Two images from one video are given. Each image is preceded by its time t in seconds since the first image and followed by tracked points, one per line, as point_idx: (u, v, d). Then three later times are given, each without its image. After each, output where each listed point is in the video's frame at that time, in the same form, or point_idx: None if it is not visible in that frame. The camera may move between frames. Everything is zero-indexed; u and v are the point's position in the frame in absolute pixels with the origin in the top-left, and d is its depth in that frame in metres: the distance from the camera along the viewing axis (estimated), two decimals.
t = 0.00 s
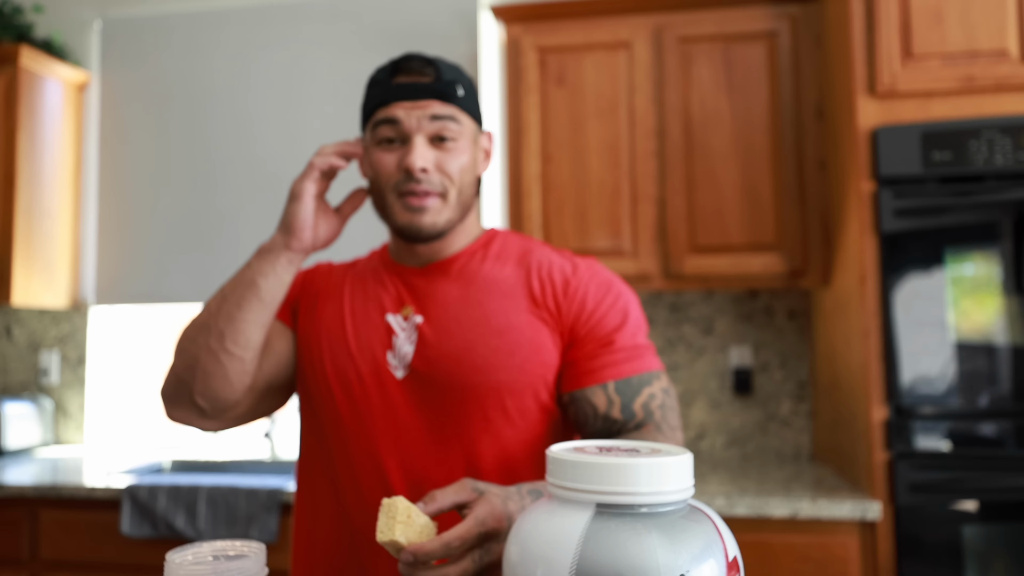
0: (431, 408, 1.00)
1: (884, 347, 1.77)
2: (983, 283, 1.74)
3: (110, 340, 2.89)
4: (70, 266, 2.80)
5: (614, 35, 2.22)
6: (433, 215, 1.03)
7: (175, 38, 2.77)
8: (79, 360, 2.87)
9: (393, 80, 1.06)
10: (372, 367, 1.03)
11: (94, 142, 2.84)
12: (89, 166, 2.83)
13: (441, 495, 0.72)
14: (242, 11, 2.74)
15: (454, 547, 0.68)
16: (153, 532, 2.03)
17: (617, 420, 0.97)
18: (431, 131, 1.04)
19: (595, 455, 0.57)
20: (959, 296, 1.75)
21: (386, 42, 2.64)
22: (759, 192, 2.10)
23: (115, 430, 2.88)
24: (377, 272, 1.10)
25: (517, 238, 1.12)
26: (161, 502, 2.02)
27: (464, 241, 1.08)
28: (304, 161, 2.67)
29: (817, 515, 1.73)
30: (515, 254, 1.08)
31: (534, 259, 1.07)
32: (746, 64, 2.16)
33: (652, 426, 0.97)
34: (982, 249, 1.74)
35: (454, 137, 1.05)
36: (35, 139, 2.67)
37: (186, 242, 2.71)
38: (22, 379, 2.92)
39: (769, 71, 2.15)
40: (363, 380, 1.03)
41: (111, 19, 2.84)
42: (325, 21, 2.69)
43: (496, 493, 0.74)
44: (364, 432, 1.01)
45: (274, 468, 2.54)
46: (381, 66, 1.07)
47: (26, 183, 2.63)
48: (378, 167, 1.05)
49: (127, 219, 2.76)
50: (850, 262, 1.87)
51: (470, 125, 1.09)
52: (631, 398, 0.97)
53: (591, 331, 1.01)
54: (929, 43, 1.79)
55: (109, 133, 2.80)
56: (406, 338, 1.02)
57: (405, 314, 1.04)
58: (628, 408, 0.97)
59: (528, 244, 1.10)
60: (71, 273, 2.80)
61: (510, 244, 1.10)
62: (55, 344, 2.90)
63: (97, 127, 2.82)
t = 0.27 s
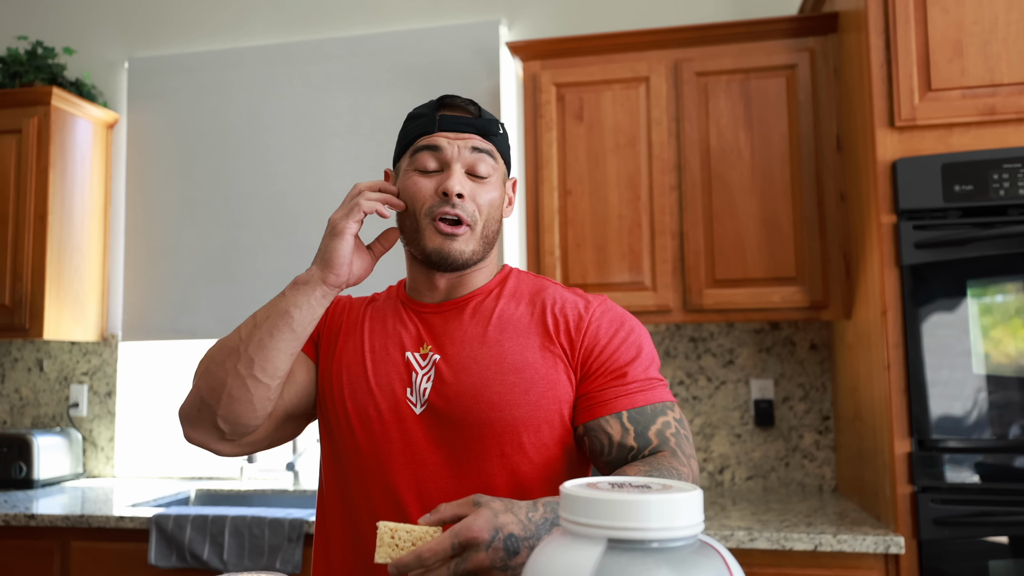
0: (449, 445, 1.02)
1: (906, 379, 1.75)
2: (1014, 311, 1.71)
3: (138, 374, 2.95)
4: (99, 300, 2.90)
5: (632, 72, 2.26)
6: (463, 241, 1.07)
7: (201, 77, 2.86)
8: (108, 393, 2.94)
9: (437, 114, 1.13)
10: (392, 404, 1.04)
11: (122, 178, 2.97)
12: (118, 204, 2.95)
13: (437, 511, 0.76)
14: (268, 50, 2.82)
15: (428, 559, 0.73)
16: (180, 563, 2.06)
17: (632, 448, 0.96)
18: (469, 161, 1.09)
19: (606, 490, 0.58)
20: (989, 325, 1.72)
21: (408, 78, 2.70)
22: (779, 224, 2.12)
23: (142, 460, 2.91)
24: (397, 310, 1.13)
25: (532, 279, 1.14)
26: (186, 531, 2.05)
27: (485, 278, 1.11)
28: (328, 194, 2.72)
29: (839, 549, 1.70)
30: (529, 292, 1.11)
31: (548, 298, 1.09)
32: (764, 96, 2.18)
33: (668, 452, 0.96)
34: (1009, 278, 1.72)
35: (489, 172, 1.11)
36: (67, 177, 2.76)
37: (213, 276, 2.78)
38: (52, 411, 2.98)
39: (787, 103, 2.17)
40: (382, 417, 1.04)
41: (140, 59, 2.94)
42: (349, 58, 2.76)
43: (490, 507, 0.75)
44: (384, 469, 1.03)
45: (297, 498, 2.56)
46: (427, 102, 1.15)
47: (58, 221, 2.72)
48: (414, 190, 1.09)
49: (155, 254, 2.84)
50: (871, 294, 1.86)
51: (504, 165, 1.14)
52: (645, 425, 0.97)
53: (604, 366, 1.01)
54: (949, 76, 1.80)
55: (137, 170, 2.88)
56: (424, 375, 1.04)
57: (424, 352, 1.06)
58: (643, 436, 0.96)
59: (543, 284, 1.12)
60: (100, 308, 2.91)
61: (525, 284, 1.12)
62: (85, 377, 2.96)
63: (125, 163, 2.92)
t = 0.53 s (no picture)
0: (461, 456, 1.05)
1: (919, 389, 1.75)
2: None
3: (162, 384, 3.02)
4: (123, 312, 2.98)
5: (646, 83, 2.29)
6: (477, 255, 1.10)
7: (223, 93, 2.92)
8: (133, 403, 3.00)
9: (456, 128, 1.15)
10: (405, 415, 1.07)
11: (145, 192, 3.06)
12: (141, 219, 3.04)
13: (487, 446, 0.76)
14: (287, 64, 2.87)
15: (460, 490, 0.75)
16: (203, 569, 2.10)
17: (632, 459, 0.98)
18: (486, 177, 1.12)
19: (606, 497, 0.60)
20: (1017, 333, 1.72)
21: (425, 92, 2.75)
22: (794, 233, 2.13)
23: (166, 468, 2.97)
24: (412, 321, 1.16)
25: (545, 291, 1.17)
26: (209, 538, 2.09)
27: (499, 291, 1.14)
28: (346, 206, 2.77)
29: (853, 558, 1.70)
30: (541, 306, 1.14)
31: (560, 311, 1.12)
32: (778, 106, 2.19)
33: (668, 465, 0.98)
34: None
35: (506, 187, 1.13)
36: (93, 193, 2.84)
37: (233, 287, 2.84)
38: (79, 421, 3.05)
39: (801, 113, 2.18)
40: (396, 428, 1.07)
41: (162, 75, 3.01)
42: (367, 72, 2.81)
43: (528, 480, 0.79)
44: (398, 477, 1.06)
45: (317, 506, 2.60)
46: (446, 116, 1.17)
47: (84, 236, 2.80)
48: (432, 205, 1.12)
49: (178, 267, 2.90)
50: (885, 303, 1.87)
51: (520, 181, 1.17)
52: (647, 438, 0.99)
53: (611, 380, 1.04)
54: (963, 84, 1.79)
55: (160, 185, 2.95)
56: (438, 387, 1.07)
57: (438, 364, 1.09)
58: (644, 448, 0.98)
59: (555, 298, 1.15)
60: (124, 319, 2.98)
61: (538, 297, 1.15)
62: (110, 388, 3.03)
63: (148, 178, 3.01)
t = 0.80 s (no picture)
0: (476, 464, 1.07)
1: (940, 392, 1.74)
2: None
3: (190, 387, 3.09)
4: (153, 316, 3.04)
5: (665, 89, 2.30)
6: (487, 279, 1.12)
7: (249, 102, 2.99)
8: (162, 406, 3.07)
9: (464, 149, 1.15)
10: (422, 422, 1.10)
11: (173, 199, 3.12)
12: (171, 228, 3.09)
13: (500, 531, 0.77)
14: (311, 74, 2.93)
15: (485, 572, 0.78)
16: (230, 568, 2.14)
17: (646, 474, 1.02)
18: (495, 202, 1.13)
19: (612, 498, 0.62)
20: None
21: (446, 100, 2.79)
22: (813, 239, 2.14)
23: (195, 469, 3.04)
24: (428, 330, 1.19)
25: (557, 300, 1.20)
26: (235, 537, 2.14)
27: (513, 301, 1.16)
28: (369, 213, 2.82)
29: (871, 562, 1.71)
30: (555, 314, 1.17)
31: (573, 321, 1.14)
32: (797, 112, 2.20)
33: (680, 480, 1.01)
34: None
35: (514, 210, 1.14)
36: (123, 201, 2.92)
37: (259, 292, 2.90)
38: (110, 423, 3.13)
39: (820, 118, 2.18)
40: (413, 435, 1.10)
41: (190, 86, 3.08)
42: (389, 81, 2.86)
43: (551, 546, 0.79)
44: (415, 483, 1.09)
45: (341, 508, 2.65)
46: (453, 135, 1.16)
47: (115, 243, 2.87)
48: (442, 230, 1.13)
49: (205, 273, 2.97)
50: (905, 308, 1.86)
51: (529, 198, 1.18)
52: (660, 453, 1.03)
53: (623, 393, 1.07)
54: (983, 88, 1.79)
55: (189, 193, 3.03)
56: (453, 396, 1.10)
57: (453, 373, 1.12)
58: (657, 464, 1.02)
59: (568, 306, 1.18)
60: (153, 324, 3.05)
61: (551, 306, 1.18)
62: (140, 391, 3.10)
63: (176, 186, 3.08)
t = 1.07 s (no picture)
0: (503, 451, 1.11)
1: (968, 385, 1.75)
2: None
3: (228, 378, 3.18)
4: (191, 309, 3.14)
5: (693, 83, 2.31)
6: (512, 271, 1.15)
7: (283, 100, 3.06)
8: (201, 397, 3.17)
9: (487, 147, 1.18)
10: (451, 411, 1.15)
11: (210, 195, 3.22)
12: (207, 222, 3.20)
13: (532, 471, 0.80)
14: (344, 71, 2.99)
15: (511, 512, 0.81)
16: (268, 553, 2.22)
17: (669, 457, 1.05)
18: (518, 197, 1.16)
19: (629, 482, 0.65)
20: None
21: (476, 95, 2.83)
22: (842, 231, 2.15)
23: (233, 459, 3.14)
24: (455, 323, 1.23)
25: (581, 292, 1.23)
26: (272, 524, 2.21)
27: (538, 292, 1.20)
28: (400, 208, 2.88)
29: (898, 552, 1.72)
30: (578, 306, 1.20)
31: (596, 312, 1.18)
32: (826, 104, 2.20)
33: (703, 463, 1.04)
34: None
35: (538, 204, 1.17)
36: (162, 198, 3.01)
37: (294, 286, 2.98)
38: (151, 413, 3.23)
39: (849, 110, 2.18)
40: (444, 424, 1.15)
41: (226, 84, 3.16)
42: (420, 78, 2.90)
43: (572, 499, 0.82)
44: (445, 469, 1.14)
45: (374, 496, 2.72)
46: (476, 133, 1.19)
47: (155, 238, 2.97)
48: (468, 225, 1.17)
49: (242, 267, 3.06)
50: (934, 300, 1.86)
51: (552, 193, 1.20)
52: (683, 437, 1.05)
53: (646, 380, 1.11)
54: (1016, 79, 1.77)
55: (226, 189, 3.11)
56: (481, 385, 1.14)
57: (481, 364, 1.16)
58: (680, 447, 1.05)
59: (591, 298, 1.22)
60: (193, 317, 3.16)
61: (575, 298, 1.22)
62: (180, 382, 3.20)
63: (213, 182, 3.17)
